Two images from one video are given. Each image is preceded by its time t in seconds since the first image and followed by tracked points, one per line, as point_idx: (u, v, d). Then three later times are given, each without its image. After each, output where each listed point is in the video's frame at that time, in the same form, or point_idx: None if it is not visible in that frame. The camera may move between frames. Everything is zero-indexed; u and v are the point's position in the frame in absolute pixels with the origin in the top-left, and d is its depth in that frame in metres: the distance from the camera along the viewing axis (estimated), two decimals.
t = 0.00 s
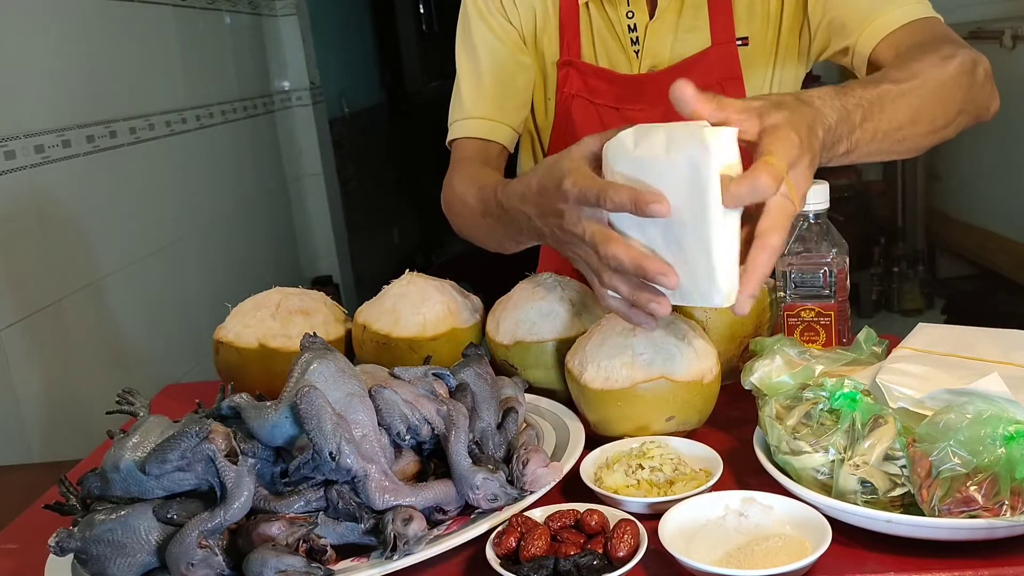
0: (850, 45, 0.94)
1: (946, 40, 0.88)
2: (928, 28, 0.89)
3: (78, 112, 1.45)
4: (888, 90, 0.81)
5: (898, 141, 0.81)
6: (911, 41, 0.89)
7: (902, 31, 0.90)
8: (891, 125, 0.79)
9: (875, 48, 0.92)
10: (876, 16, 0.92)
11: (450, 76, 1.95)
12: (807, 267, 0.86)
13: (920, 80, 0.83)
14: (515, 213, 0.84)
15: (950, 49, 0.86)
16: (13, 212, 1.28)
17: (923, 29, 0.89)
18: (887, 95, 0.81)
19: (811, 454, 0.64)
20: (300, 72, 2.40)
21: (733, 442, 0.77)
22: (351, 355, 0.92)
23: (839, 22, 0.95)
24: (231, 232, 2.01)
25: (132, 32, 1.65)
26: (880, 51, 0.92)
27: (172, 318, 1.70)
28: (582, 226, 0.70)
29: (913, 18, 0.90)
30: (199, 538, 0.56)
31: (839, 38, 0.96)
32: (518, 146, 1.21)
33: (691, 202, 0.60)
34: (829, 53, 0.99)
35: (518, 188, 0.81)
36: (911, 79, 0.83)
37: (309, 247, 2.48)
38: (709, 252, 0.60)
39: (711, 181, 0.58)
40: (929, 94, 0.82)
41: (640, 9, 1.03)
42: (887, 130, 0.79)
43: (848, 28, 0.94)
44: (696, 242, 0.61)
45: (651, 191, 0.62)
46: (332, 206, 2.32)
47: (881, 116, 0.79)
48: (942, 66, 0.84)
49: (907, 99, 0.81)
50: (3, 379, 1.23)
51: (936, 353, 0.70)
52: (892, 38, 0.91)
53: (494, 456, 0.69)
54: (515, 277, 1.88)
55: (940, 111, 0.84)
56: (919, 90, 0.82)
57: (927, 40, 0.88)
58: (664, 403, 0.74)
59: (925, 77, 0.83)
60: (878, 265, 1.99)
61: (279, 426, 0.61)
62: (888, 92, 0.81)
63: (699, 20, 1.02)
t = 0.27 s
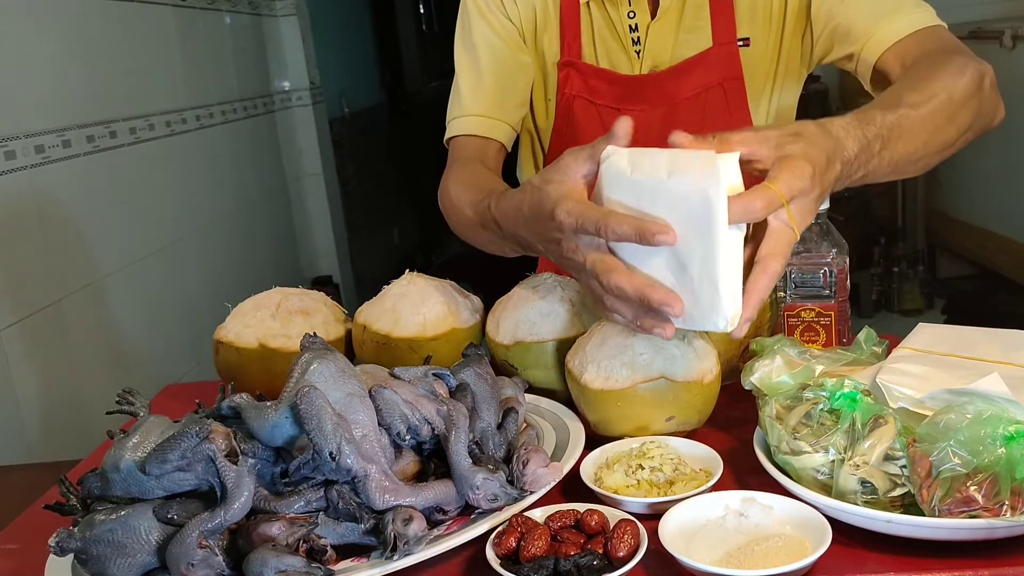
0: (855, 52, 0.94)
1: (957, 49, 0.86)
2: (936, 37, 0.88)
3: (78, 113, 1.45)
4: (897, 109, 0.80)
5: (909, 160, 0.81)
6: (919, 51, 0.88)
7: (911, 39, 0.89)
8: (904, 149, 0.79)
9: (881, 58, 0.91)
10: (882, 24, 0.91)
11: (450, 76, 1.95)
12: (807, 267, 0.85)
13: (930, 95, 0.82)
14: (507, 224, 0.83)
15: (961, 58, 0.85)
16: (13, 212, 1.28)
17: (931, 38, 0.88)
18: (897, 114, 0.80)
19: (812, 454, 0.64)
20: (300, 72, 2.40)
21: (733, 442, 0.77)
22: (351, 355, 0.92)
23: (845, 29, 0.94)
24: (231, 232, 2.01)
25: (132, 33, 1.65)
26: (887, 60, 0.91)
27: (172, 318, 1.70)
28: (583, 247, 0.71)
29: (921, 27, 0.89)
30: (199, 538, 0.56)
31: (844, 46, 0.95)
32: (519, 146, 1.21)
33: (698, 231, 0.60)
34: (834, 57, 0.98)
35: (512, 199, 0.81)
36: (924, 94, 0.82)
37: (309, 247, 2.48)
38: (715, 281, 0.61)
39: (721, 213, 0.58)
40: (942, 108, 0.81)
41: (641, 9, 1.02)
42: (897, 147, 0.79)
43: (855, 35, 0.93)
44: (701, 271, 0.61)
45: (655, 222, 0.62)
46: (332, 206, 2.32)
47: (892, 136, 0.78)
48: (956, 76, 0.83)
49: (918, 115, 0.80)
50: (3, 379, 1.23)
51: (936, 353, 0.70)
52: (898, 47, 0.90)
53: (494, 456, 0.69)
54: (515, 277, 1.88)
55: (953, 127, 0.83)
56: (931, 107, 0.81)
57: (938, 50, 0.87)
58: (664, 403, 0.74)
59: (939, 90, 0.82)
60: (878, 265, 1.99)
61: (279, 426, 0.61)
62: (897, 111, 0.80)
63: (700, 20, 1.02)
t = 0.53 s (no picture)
0: (855, 53, 0.94)
1: (954, 48, 0.87)
2: (934, 36, 0.88)
3: (78, 113, 1.45)
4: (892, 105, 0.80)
5: (905, 155, 0.80)
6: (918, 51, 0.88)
7: (909, 39, 0.90)
8: (897, 141, 0.79)
9: (881, 56, 0.91)
10: (881, 24, 0.91)
11: (450, 76, 1.95)
12: (807, 267, 0.85)
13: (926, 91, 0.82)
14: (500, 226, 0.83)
15: (956, 55, 0.85)
16: (13, 213, 1.28)
17: (929, 37, 0.88)
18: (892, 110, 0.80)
19: (812, 454, 0.64)
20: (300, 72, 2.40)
21: (733, 442, 0.77)
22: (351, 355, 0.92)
23: (845, 29, 0.95)
24: (231, 232, 2.01)
25: (132, 33, 1.65)
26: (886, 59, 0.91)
27: (172, 318, 1.70)
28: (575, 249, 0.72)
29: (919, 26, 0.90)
30: (199, 538, 0.56)
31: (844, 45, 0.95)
32: (519, 145, 1.21)
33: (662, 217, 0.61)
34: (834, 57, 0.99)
35: (505, 201, 0.81)
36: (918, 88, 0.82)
37: (309, 247, 2.48)
38: (685, 263, 0.60)
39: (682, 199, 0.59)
40: (937, 104, 0.81)
41: (643, 8, 1.02)
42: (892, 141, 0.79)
43: (855, 35, 0.94)
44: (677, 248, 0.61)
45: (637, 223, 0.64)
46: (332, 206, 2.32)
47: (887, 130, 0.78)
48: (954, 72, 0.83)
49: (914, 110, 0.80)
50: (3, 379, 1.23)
51: (936, 353, 0.70)
52: (897, 46, 0.90)
53: (494, 456, 0.69)
54: (515, 276, 1.88)
55: (949, 123, 0.83)
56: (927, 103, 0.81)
57: (935, 48, 0.87)
58: (664, 403, 0.73)
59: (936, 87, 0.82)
60: (878, 265, 1.99)
61: (279, 426, 0.61)
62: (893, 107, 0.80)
63: (701, 19, 1.01)
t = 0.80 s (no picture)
0: (850, 48, 0.93)
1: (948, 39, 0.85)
2: (930, 27, 0.87)
3: (78, 113, 1.45)
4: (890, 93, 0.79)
5: (902, 144, 0.79)
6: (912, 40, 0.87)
7: (905, 31, 0.88)
8: (896, 128, 0.78)
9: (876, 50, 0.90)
10: (878, 16, 0.90)
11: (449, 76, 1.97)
12: (807, 267, 0.86)
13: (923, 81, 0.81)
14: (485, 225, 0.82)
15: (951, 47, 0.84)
16: (13, 213, 1.28)
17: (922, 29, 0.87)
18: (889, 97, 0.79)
19: (812, 454, 0.64)
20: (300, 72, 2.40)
21: (733, 442, 0.77)
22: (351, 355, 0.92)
23: (840, 27, 0.94)
24: (231, 232, 2.01)
25: (132, 33, 1.65)
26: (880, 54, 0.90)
27: (172, 317, 1.70)
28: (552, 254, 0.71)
29: (914, 19, 0.88)
30: (199, 538, 0.56)
31: (840, 39, 0.94)
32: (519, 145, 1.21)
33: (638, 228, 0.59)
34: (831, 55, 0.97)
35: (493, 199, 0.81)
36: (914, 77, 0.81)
37: (309, 247, 2.48)
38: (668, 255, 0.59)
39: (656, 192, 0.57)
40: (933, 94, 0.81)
41: (639, 8, 1.02)
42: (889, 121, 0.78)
43: (851, 30, 0.92)
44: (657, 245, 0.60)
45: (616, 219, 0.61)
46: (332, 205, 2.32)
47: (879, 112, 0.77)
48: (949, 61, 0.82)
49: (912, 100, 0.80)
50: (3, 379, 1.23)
51: (936, 353, 0.70)
52: (893, 37, 0.88)
53: (494, 456, 0.69)
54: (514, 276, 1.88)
55: (946, 112, 0.82)
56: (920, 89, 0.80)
57: (927, 39, 0.86)
58: (664, 403, 0.73)
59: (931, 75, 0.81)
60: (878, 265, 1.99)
61: (279, 426, 0.61)
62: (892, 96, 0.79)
63: (698, 19, 1.01)
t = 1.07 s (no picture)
0: (851, 49, 0.91)
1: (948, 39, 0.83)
2: (932, 27, 0.85)
3: (78, 112, 1.45)
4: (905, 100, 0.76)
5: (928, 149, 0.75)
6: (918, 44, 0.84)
7: (906, 31, 0.86)
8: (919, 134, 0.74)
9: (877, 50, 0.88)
10: (878, 17, 0.88)
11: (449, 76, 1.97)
12: (807, 267, 0.85)
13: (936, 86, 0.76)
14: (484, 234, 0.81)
15: (960, 47, 0.80)
16: (13, 213, 1.28)
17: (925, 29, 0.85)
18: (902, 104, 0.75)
19: (812, 454, 0.64)
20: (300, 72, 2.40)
21: (733, 442, 0.77)
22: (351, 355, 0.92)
23: (840, 27, 0.93)
24: (231, 232, 2.01)
25: (132, 32, 1.65)
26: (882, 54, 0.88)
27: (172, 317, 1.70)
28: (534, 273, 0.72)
29: (915, 19, 0.86)
30: (199, 538, 0.56)
31: (840, 41, 0.93)
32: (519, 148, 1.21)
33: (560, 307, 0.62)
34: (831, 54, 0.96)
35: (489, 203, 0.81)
36: (928, 83, 0.77)
37: (309, 247, 2.48)
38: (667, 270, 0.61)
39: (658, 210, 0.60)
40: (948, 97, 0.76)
41: (637, 8, 1.02)
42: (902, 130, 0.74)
43: (851, 31, 0.91)
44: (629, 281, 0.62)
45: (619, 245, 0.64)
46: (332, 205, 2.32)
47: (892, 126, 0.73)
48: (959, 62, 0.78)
49: (929, 108, 0.75)
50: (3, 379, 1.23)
51: (937, 353, 0.70)
52: (896, 37, 0.86)
53: (494, 456, 0.69)
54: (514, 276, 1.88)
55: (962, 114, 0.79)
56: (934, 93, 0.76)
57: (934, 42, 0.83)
58: (664, 403, 0.73)
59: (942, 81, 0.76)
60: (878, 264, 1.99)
61: (279, 426, 0.61)
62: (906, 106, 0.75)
63: (696, 19, 1.01)
